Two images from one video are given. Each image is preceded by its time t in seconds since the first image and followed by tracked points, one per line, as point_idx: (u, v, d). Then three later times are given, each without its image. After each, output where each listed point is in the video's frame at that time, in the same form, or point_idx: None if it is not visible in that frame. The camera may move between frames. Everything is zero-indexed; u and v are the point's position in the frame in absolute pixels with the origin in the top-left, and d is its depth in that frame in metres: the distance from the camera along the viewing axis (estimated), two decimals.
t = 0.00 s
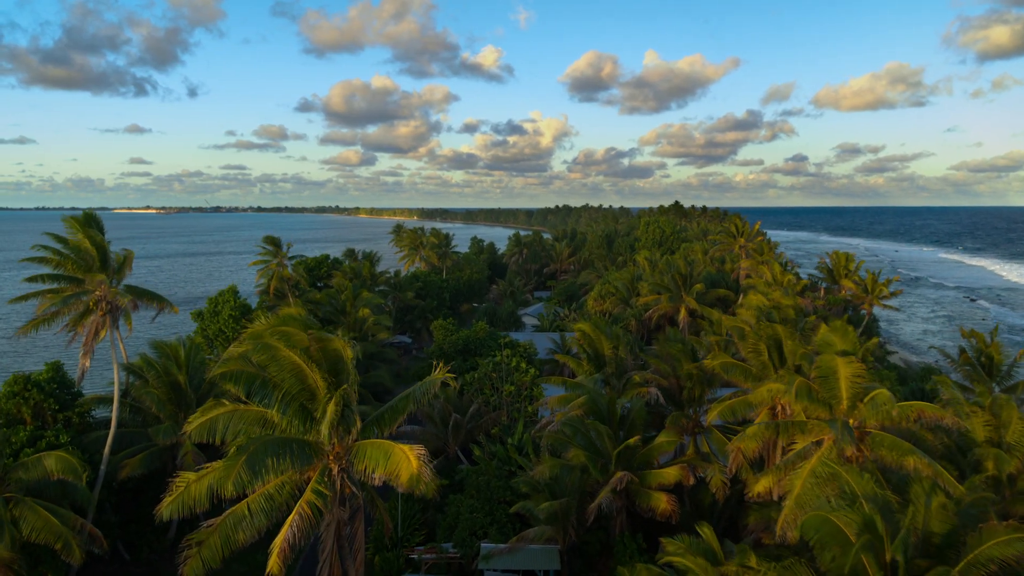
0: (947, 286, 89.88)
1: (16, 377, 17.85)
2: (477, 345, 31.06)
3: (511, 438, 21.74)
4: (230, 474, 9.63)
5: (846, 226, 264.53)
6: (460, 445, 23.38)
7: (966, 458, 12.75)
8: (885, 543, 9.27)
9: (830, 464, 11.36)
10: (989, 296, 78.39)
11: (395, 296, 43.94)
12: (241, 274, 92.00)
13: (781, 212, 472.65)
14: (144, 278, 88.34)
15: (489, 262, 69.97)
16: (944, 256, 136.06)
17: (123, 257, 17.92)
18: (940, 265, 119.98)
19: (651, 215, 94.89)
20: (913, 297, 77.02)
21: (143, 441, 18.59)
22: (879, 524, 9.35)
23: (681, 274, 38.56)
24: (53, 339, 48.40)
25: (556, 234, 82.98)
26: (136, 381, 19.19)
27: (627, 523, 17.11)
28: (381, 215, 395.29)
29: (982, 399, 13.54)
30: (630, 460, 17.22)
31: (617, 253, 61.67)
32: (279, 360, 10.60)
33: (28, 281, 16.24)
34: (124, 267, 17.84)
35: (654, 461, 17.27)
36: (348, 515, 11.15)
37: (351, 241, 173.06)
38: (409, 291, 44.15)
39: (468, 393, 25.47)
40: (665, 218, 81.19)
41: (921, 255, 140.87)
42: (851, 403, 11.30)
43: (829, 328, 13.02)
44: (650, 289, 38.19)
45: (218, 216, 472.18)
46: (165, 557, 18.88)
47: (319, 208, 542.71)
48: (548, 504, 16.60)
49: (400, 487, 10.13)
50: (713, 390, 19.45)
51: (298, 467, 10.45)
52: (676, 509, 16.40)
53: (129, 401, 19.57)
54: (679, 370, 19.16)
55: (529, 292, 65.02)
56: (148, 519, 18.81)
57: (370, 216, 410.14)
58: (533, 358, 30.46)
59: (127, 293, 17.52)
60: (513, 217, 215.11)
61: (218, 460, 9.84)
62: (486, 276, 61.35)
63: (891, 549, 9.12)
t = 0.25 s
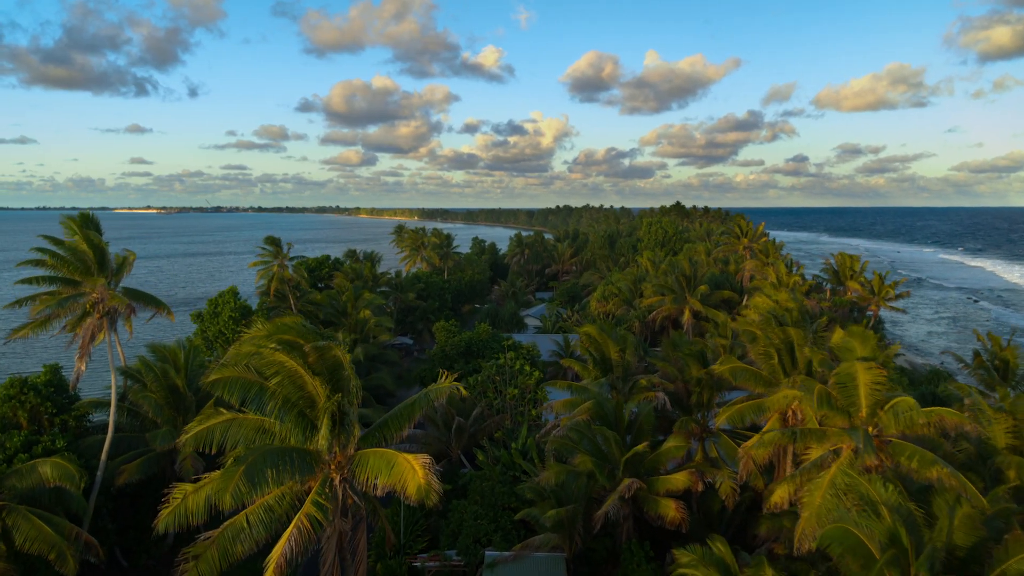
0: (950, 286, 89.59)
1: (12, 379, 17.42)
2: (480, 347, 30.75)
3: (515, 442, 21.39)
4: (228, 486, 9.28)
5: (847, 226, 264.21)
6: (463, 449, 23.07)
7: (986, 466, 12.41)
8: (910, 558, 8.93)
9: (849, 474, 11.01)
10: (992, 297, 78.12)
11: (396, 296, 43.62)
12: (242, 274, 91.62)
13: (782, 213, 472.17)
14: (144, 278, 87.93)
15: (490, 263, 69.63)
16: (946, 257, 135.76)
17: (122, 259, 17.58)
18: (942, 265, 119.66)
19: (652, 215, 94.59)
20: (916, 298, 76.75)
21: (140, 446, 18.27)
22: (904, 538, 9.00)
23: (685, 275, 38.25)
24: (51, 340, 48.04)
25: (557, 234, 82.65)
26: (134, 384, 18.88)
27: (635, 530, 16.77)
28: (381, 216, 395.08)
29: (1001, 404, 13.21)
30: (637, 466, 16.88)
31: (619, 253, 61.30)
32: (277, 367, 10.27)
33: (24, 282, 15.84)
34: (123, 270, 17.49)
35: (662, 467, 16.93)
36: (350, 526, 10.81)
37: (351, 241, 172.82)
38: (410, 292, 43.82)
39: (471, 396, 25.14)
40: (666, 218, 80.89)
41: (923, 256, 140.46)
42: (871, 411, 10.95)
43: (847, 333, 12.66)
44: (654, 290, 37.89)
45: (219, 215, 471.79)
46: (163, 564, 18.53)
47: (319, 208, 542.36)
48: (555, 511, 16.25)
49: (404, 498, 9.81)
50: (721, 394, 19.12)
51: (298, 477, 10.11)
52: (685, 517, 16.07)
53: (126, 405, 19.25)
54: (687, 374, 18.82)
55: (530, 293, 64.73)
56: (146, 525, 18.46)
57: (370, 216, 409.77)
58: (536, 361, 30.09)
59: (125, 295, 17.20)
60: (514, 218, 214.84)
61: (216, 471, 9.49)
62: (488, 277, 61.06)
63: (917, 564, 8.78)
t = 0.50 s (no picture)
0: (953, 287, 89.22)
1: (8, 382, 16.95)
2: (482, 349, 30.39)
3: (519, 446, 20.99)
4: (226, 498, 8.94)
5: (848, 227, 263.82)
6: (466, 452, 22.79)
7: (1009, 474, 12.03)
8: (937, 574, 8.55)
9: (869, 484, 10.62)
10: (995, 298, 77.82)
11: (398, 297, 43.25)
12: (242, 275, 91.15)
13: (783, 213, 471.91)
14: (143, 279, 87.19)
15: (492, 264, 69.20)
16: (948, 258, 135.43)
17: (118, 260, 17.22)
18: (945, 266, 119.30)
19: (654, 216, 94.23)
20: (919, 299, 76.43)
21: (137, 451, 17.93)
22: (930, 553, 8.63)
23: (689, 276, 37.88)
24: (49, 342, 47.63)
25: (559, 235, 82.28)
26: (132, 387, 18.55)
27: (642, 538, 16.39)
28: (382, 216, 394.96)
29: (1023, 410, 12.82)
30: (645, 472, 16.53)
31: (622, 254, 60.90)
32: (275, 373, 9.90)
33: (19, 284, 15.44)
34: (119, 271, 17.13)
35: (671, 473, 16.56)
36: (351, 538, 10.44)
37: (351, 241, 172.46)
38: (411, 293, 43.44)
39: (474, 399, 24.77)
40: (669, 218, 80.52)
41: (925, 257, 140.33)
42: (893, 419, 10.58)
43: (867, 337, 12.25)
44: (658, 291, 37.55)
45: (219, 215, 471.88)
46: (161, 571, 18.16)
47: (320, 208, 542.04)
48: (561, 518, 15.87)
49: (407, 509, 9.43)
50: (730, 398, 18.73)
51: (298, 488, 9.76)
52: (694, 525, 15.68)
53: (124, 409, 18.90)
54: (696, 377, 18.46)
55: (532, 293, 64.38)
56: (144, 531, 18.11)
57: (371, 216, 410.04)
58: (539, 364, 29.66)
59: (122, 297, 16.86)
60: (514, 218, 214.51)
61: (213, 483, 9.16)
62: (489, 278, 60.72)
63: None
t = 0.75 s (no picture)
0: (957, 288, 88.78)
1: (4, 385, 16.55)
2: (485, 351, 30.06)
3: (524, 451, 20.65)
4: (222, 511, 8.61)
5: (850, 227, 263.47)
6: (469, 456, 22.67)
7: None
8: None
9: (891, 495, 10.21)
10: (999, 299, 77.47)
11: (399, 298, 42.91)
12: (242, 275, 90.83)
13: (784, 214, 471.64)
14: (143, 279, 86.90)
15: (493, 264, 68.88)
16: (951, 258, 134.93)
17: (115, 261, 16.80)
18: (948, 267, 118.89)
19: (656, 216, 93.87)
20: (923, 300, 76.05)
21: (135, 456, 17.59)
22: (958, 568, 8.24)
23: (694, 277, 37.52)
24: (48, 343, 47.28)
25: (560, 235, 81.97)
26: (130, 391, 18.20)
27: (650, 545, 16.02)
28: (382, 216, 394.82)
29: None
30: (653, 479, 16.19)
31: (624, 254, 60.58)
32: (274, 378, 9.58)
33: (12, 287, 15.10)
34: (116, 272, 16.70)
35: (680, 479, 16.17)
36: (354, 550, 10.07)
37: (352, 241, 172.13)
38: (413, 293, 43.09)
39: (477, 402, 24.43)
40: (671, 219, 80.15)
41: (928, 257, 139.91)
42: (915, 426, 10.18)
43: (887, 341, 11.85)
44: (662, 292, 37.22)
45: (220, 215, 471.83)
46: None
47: (320, 208, 541.63)
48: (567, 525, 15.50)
49: (409, 521, 9.02)
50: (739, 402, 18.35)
51: (297, 499, 9.42)
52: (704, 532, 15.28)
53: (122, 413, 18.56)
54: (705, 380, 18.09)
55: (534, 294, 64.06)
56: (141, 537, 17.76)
57: (371, 216, 410.09)
58: (543, 365, 29.32)
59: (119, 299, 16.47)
60: (515, 218, 214.16)
61: (210, 495, 8.83)
62: (491, 278, 60.39)
63: None
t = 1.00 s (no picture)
0: (959, 289, 88.54)
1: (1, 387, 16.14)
2: (488, 352, 29.71)
3: (529, 455, 20.26)
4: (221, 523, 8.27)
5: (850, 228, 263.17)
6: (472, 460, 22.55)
7: None
8: None
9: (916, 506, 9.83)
10: (1002, 300, 77.16)
11: (401, 299, 42.55)
12: (242, 275, 90.49)
13: (785, 214, 471.27)
14: (143, 279, 86.52)
15: (495, 265, 68.55)
16: (952, 259, 134.68)
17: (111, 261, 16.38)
18: (950, 267, 118.62)
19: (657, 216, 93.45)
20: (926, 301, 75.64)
21: (132, 462, 17.19)
22: None
23: (699, 278, 37.13)
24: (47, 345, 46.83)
25: (562, 236, 81.63)
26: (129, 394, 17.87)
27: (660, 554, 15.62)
28: (382, 216, 394.56)
29: None
30: (662, 485, 15.83)
31: (627, 254, 60.26)
32: (275, 385, 9.25)
33: (6, 289, 14.80)
34: (112, 273, 16.28)
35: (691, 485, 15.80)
36: (357, 564, 9.67)
37: (352, 241, 171.78)
38: (414, 294, 42.73)
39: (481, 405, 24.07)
40: (673, 219, 79.84)
41: (930, 258, 139.53)
42: (939, 435, 9.80)
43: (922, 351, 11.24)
44: (666, 293, 36.88)
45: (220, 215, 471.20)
46: None
47: (321, 208, 541.20)
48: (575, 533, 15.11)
49: (414, 535, 8.63)
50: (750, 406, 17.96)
51: (299, 509, 9.09)
52: (715, 540, 14.89)
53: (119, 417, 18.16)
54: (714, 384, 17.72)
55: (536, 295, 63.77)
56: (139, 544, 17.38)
57: (372, 216, 409.91)
58: (547, 368, 28.95)
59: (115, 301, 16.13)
60: (516, 219, 213.90)
61: (209, 506, 8.49)
62: (492, 279, 60.04)
63: None
